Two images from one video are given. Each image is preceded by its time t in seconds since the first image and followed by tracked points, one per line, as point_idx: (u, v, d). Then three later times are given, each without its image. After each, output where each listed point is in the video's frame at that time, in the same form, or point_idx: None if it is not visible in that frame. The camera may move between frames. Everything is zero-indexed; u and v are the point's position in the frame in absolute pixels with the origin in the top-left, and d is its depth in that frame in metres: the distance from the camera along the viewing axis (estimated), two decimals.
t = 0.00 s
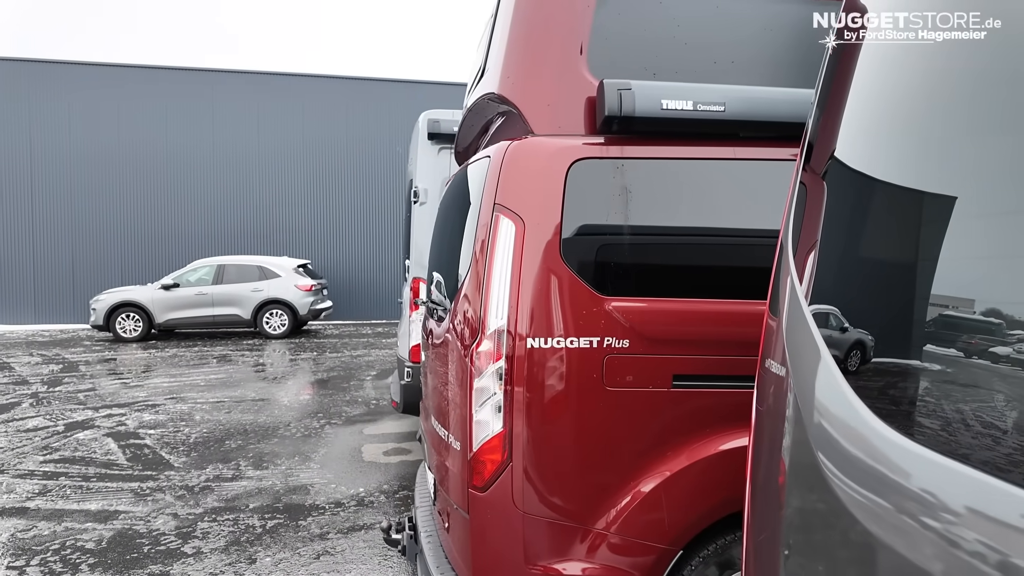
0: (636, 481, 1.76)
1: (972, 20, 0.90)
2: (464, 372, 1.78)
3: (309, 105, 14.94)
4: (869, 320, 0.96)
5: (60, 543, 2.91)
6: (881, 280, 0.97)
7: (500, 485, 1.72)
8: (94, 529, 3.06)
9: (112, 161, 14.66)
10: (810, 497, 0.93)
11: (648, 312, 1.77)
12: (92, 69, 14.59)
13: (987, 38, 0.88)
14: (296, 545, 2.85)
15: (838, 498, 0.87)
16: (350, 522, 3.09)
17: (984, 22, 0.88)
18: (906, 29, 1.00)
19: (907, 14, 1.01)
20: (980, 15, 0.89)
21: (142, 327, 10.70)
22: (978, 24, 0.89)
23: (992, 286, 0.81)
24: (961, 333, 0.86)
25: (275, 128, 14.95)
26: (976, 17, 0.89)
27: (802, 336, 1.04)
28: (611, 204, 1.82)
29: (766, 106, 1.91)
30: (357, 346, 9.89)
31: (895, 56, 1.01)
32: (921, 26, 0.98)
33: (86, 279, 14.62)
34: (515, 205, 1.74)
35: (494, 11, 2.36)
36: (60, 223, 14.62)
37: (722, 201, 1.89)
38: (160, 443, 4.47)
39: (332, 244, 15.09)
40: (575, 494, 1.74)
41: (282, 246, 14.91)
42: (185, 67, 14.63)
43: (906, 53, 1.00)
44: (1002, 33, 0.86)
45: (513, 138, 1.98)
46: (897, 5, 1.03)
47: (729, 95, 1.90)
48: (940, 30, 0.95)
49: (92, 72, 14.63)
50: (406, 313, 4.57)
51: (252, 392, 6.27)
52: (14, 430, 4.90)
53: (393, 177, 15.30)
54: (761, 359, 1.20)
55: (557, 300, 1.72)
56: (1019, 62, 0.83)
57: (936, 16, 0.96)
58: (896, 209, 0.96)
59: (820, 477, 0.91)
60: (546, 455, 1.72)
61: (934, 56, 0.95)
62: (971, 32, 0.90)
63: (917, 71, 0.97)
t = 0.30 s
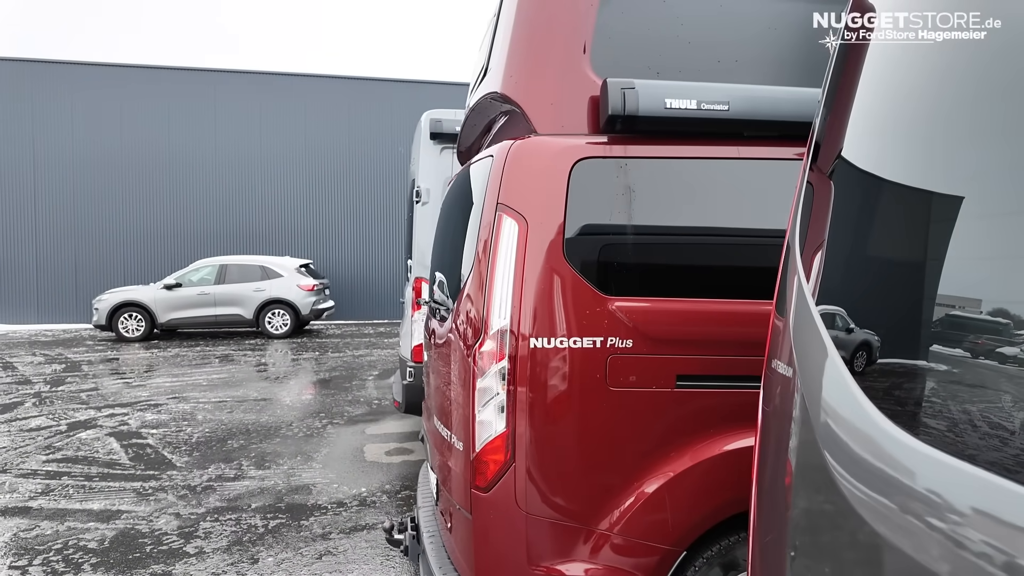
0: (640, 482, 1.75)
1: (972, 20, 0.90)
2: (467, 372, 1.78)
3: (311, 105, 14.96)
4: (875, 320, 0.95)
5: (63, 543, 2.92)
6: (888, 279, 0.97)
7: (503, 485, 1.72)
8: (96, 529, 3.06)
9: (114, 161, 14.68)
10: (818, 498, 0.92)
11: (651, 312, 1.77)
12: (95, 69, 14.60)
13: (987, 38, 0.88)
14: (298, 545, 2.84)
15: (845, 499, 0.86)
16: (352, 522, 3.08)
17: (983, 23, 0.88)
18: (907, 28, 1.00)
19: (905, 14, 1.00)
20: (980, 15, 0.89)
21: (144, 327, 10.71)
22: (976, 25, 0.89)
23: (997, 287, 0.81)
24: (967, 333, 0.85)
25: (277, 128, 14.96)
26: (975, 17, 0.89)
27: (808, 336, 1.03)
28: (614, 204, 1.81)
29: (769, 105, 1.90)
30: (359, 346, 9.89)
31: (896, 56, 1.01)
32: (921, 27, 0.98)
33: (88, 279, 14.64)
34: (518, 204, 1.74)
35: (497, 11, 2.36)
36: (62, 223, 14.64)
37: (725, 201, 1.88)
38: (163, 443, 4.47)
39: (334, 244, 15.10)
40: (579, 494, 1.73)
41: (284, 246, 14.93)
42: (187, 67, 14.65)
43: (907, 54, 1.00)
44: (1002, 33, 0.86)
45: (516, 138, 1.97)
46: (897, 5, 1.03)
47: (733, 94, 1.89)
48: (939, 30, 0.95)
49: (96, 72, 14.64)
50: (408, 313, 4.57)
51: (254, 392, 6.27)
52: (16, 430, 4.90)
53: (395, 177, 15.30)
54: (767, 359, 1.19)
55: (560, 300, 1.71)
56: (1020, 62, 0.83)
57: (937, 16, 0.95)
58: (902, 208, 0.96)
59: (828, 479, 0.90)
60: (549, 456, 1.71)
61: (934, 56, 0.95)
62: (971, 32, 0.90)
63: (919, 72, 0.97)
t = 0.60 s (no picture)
0: (642, 484, 1.75)
1: (972, 20, 0.90)
2: (470, 372, 1.77)
3: (313, 105, 14.97)
4: (880, 321, 0.95)
5: (64, 543, 2.92)
6: (893, 279, 0.96)
7: (506, 486, 1.71)
8: (98, 529, 3.06)
9: (115, 162, 14.70)
10: (823, 500, 0.92)
11: (654, 312, 1.76)
12: (98, 69, 14.62)
13: (987, 39, 0.88)
14: (300, 546, 2.84)
15: (849, 500, 0.86)
16: (354, 522, 3.08)
17: (983, 23, 0.89)
18: (907, 28, 1.01)
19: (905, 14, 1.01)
20: (979, 15, 0.89)
21: (146, 327, 10.72)
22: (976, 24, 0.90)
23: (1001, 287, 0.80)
24: (972, 333, 0.85)
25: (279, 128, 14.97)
26: (976, 16, 0.90)
27: (813, 337, 1.03)
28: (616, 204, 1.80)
29: (773, 105, 1.89)
30: (361, 346, 9.89)
31: (898, 56, 1.02)
32: (921, 27, 0.98)
33: (90, 279, 14.66)
34: (520, 204, 1.74)
35: (500, 10, 2.36)
36: (64, 223, 14.66)
37: (729, 201, 1.87)
38: (164, 443, 4.47)
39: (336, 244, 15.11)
40: (581, 496, 1.73)
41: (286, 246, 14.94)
42: (189, 67, 14.66)
43: (908, 54, 1.00)
44: (1002, 33, 0.87)
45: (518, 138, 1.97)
46: (898, 5, 1.03)
47: (736, 94, 1.88)
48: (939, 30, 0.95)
49: (99, 72, 14.66)
50: (410, 313, 4.57)
51: (256, 392, 6.28)
52: (18, 430, 4.90)
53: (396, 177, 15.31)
54: (772, 360, 1.19)
55: (562, 300, 1.71)
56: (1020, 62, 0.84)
57: (936, 16, 0.96)
58: (907, 209, 0.95)
59: (833, 481, 0.90)
60: (552, 457, 1.71)
61: (935, 56, 0.95)
62: (971, 32, 0.90)
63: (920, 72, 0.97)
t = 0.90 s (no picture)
0: (644, 485, 1.74)
1: (972, 20, 0.90)
2: (472, 373, 1.78)
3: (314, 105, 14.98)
4: (886, 322, 0.94)
5: (66, 543, 2.92)
6: (899, 280, 0.96)
7: (508, 487, 1.71)
8: (100, 529, 3.06)
9: (117, 161, 14.71)
10: (829, 501, 0.91)
11: (657, 313, 1.76)
12: (99, 70, 14.64)
13: (987, 38, 0.88)
14: (302, 546, 2.85)
15: (855, 501, 0.86)
16: (357, 523, 3.08)
17: (983, 24, 0.89)
18: (907, 29, 1.00)
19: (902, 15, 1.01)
20: (979, 15, 0.89)
21: (148, 327, 10.73)
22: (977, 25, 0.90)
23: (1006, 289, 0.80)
24: (976, 335, 0.85)
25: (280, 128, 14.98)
26: (977, 17, 0.90)
27: (819, 338, 1.02)
28: (618, 204, 1.80)
29: (775, 105, 1.89)
30: (362, 346, 9.89)
31: (900, 57, 1.02)
32: (920, 27, 0.98)
33: (92, 279, 14.68)
34: (522, 205, 1.73)
35: (502, 10, 2.35)
36: (66, 223, 14.67)
37: (731, 202, 1.87)
38: (166, 443, 4.48)
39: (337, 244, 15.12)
40: (583, 496, 1.73)
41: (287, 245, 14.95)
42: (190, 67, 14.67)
43: (910, 55, 1.00)
44: (1001, 32, 0.87)
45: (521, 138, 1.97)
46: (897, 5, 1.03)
47: (738, 94, 1.88)
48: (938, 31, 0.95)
49: (100, 72, 14.68)
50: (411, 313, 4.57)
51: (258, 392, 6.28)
52: (20, 430, 4.91)
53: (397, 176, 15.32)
54: (778, 360, 1.18)
55: (565, 300, 1.70)
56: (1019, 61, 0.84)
57: (936, 16, 0.95)
58: (912, 211, 0.95)
59: (839, 482, 0.89)
60: (554, 458, 1.71)
61: (935, 57, 0.95)
62: (972, 32, 0.90)
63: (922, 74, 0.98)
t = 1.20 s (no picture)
0: (647, 486, 1.74)
1: (972, 20, 0.92)
2: (475, 373, 1.77)
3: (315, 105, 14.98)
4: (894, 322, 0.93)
5: (67, 543, 2.91)
6: (907, 281, 0.95)
7: (511, 488, 1.70)
8: (101, 529, 3.06)
9: (117, 161, 14.71)
10: (837, 502, 0.90)
11: (660, 313, 1.75)
12: (100, 69, 14.64)
13: (987, 38, 0.90)
14: (303, 546, 2.84)
15: (862, 502, 0.85)
16: (358, 523, 3.08)
17: (982, 24, 0.91)
18: (907, 28, 1.01)
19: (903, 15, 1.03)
20: (979, 15, 0.91)
21: (148, 327, 10.73)
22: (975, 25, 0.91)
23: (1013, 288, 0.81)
24: (983, 334, 0.85)
25: (281, 127, 14.97)
26: (977, 18, 0.91)
27: (827, 338, 1.01)
28: (621, 203, 1.80)
29: (778, 104, 1.88)
30: (363, 346, 9.88)
31: (900, 56, 1.02)
32: (920, 27, 0.99)
33: (93, 279, 14.70)
34: (525, 204, 1.73)
35: (504, 11, 2.35)
36: (67, 222, 14.67)
37: (735, 201, 1.86)
38: (167, 443, 4.47)
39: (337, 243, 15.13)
40: (585, 497, 1.72)
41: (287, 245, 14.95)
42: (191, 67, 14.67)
43: (910, 54, 1.00)
44: (1002, 32, 0.88)
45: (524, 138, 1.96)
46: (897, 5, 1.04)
47: (742, 93, 1.87)
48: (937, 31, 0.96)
49: (101, 72, 14.67)
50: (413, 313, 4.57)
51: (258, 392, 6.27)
52: (21, 430, 4.91)
53: (397, 176, 15.31)
54: (785, 360, 1.17)
55: (567, 300, 1.70)
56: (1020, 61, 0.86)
57: (936, 16, 0.96)
58: (919, 210, 0.95)
59: (846, 483, 0.88)
60: (556, 458, 1.70)
61: (934, 56, 0.96)
62: (971, 32, 0.92)
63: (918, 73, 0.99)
